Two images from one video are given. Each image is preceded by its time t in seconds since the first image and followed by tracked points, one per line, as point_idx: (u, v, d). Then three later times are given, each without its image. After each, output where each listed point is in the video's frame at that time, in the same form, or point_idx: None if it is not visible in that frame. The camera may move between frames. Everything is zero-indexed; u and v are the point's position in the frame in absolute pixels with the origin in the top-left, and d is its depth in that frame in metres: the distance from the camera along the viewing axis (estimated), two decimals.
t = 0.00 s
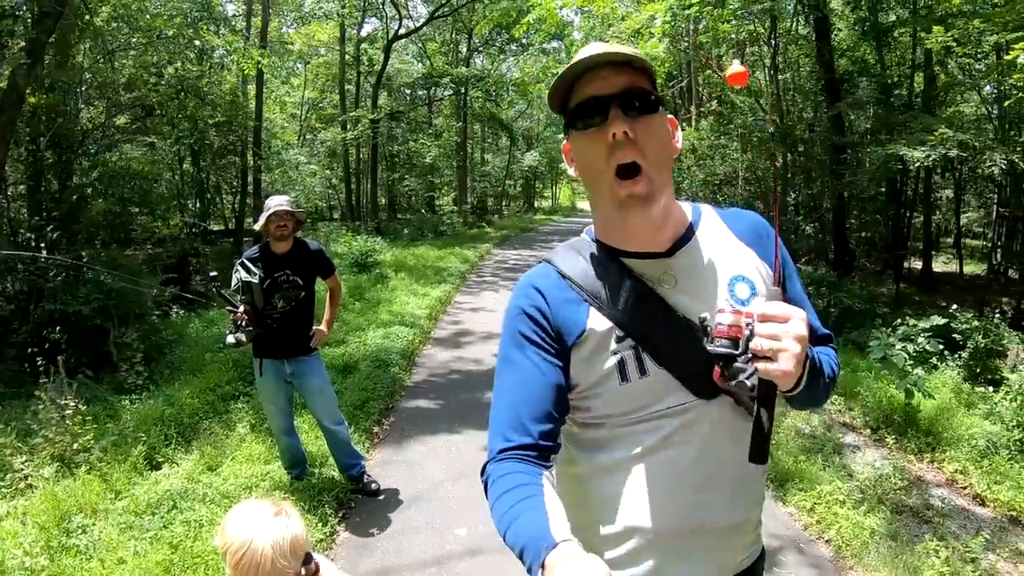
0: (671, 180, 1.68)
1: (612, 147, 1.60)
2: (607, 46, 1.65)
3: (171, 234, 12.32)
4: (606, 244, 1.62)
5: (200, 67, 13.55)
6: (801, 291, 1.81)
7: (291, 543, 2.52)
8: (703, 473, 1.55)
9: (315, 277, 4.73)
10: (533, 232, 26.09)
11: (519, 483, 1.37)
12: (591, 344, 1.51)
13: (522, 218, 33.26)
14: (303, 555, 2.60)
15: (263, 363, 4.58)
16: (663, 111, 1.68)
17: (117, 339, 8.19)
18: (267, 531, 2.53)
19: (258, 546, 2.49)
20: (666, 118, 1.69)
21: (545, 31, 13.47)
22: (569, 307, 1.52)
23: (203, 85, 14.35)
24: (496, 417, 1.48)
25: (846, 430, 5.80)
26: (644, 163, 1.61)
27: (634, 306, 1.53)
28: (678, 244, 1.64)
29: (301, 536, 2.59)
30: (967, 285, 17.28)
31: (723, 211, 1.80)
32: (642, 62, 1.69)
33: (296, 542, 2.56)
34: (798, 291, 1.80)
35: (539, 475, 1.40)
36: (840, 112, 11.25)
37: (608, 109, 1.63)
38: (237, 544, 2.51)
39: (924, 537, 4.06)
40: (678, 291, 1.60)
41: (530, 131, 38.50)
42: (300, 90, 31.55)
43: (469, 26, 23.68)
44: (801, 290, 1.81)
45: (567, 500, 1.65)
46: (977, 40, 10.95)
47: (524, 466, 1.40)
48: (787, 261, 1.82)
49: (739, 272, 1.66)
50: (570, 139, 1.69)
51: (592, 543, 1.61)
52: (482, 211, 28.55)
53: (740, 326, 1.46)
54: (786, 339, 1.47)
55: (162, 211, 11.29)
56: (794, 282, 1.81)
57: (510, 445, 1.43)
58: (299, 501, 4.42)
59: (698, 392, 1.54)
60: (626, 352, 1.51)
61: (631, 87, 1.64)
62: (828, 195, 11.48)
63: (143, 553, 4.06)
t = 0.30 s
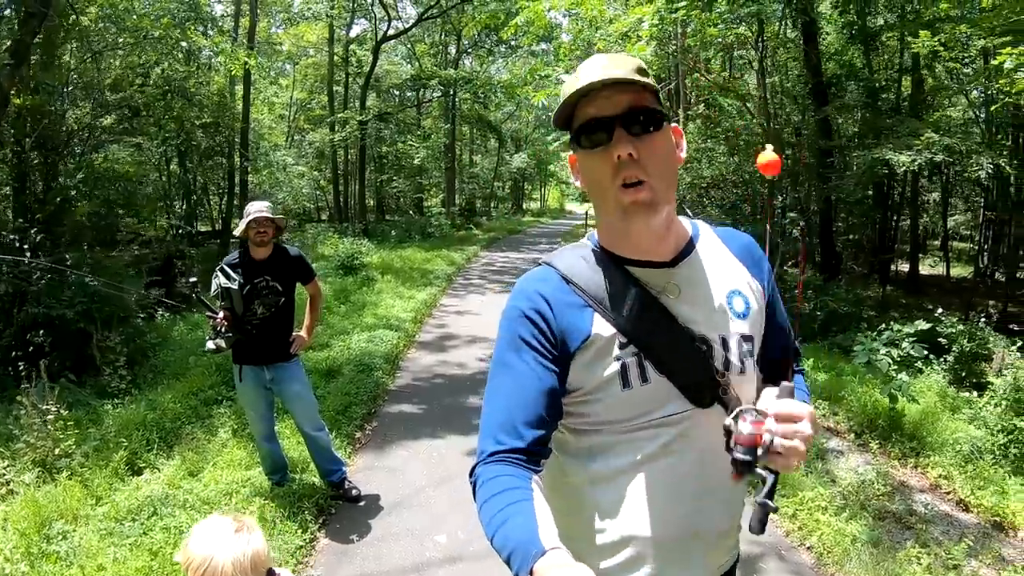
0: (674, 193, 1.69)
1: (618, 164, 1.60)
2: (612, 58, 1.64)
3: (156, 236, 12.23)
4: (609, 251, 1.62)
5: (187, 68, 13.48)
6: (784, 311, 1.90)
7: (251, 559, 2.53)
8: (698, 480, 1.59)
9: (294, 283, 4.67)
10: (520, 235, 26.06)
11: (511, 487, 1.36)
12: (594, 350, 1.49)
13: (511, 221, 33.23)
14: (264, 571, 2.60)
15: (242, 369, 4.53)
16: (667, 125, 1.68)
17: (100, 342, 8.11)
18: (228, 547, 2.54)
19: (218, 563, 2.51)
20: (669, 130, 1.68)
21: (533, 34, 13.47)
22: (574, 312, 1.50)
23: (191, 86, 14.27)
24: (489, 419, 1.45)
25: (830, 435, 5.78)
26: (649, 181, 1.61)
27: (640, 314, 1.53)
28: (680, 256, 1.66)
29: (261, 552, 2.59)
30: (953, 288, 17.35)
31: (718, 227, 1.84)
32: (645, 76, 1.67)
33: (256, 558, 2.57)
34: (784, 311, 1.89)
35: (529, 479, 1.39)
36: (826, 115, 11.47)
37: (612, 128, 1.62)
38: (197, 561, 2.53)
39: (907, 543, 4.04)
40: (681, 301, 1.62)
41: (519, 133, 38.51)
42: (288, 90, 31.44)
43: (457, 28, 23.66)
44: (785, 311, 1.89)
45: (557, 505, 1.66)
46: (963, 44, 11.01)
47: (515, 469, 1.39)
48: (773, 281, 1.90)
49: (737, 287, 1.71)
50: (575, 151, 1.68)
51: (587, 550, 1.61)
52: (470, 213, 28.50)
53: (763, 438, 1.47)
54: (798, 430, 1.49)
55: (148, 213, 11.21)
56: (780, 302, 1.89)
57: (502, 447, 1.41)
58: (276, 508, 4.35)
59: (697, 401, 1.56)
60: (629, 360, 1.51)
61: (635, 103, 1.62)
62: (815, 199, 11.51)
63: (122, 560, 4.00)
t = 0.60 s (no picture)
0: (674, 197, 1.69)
1: (621, 172, 1.60)
2: (614, 66, 1.62)
3: (144, 238, 12.15)
4: (611, 251, 1.60)
5: (176, 69, 13.39)
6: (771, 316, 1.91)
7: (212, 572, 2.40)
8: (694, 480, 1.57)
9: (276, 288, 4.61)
10: (512, 236, 25.99)
11: (509, 486, 1.32)
12: (596, 349, 1.46)
13: (503, 222, 33.17)
14: None
15: (223, 374, 4.46)
16: (668, 128, 1.66)
17: (86, 346, 8.02)
18: (186, 560, 2.40)
19: None
20: (670, 135, 1.68)
21: (523, 34, 13.43)
22: (577, 311, 1.46)
23: (180, 87, 14.20)
24: (488, 415, 1.41)
25: (819, 437, 5.74)
26: (653, 188, 1.63)
27: (642, 314, 1.51)
28: (680, 258, 1.66)
29: (222, 564, 2.47)
30: (944, 286, 17.39)
31: (715, 232, 1.84)
32: (648, 83, 1.65)
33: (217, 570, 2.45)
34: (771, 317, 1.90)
35: (527, 478, 1.34)
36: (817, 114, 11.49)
37: (615, 135, 1.62)
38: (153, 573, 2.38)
39: (896, 547, 3.99)
40: (682, 301, 1.60)
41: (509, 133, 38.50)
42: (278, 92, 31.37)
43: (447, 28, 23.61)
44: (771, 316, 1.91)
45: (552, 504, 1.60)
46: (953, 44, 11.01)
47: (514, 467, 1.34)
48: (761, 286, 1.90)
49: (734, 290, 1.70)
50: (578, 157, 1.67)
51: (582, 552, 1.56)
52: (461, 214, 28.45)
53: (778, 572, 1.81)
54: (794, 550, 1.80)
55: (136, 216, 11.11)
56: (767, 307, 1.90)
57: (501, 446, 1.36)
58: (257, 514, 4.29)
59: (695, 402, 1.55)
60: (631, 359, 1.48)
61: (637, 110, 1.61)
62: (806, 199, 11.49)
63: (102, 567, 3.94)
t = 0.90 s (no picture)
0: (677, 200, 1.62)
1: (621, 170, 1.54)
2: (618, 66, 1.57)
3: (129, 239, 12.03)
4: (610, 250, 1.53)
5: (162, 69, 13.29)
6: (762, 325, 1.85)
7: None
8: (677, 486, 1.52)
9: (252, 290, 4.52)
10: (501, 238, 25.94)
11: (508, 478, 1.26)
12: (590, 345, 1.41)
13: (491, 223, 33.13)
14: None
15: (198, 378, 4.36)
16: (672, 129, 1.60)
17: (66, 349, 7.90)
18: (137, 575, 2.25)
19: None
20: (674, 135, 1.62)
21: (511, 35, 13.38)
22: (573, 306, 1.42)
23: (166, 87, 14.08)
24: (484, 407, 1.36)
25: (806, 440, 5.69)
26: (654, 187, 1.55)
27: (639, 311, 1.45)
28: (680, 260, 1.59)
29: None
30: (933, 287, 17.41)
31: (714, 239, 1.77)
32: (652, 82, 1.59)
33: None
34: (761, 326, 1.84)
35: (526, 472, 1.29)
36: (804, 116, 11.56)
37: (617, 133, 1.55)
38: None
39: (885, 552, 3.92)
40: (677, 303, 1.54)
41: (498, 134, 38.45)
42: (267, 92, 31.23)
43: (435, 29, 23.56)
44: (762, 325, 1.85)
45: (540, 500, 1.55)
46: (942, 44, 11.02)
47: (511, 459, 1.29)
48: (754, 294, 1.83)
49: (728, 296, 1.64)
50: (581, 156, 1.61)
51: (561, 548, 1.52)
52: (450, 215, 28.38)
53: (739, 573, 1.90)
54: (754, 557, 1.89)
55: (121, 217, 10.99)
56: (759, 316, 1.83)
57: (498, 438, 1.31)
58: (233, 521, 4.29)
59: (683, 405, 1.49)
60: (623, 358, 1.43)
61: (640, 109, 1.55)
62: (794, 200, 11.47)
63: None
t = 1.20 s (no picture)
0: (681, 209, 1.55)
1: (625, 174, 1.46)
2: (629, 69, 1.50)
3: (111, 239, 11.88)
4: (606, 254, 1.46)
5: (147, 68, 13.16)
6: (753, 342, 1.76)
7: None
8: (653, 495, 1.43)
9: (227, 292, 4.43)
10: (487, 241, 25.87)
11: (505, 472, 1.23)
12: (580, 344, 1.35)
13: (478, 226, 33.09)
14: None
15: (171, 382, 4.27)
16: (678, 136, 1.53)
17: (44, 351, 7.75)
18: None
19: None
20: (681, 143, 1.55)
21: (499, 37, 13.33)
22: (566, 303, 1.37)
23: (151, 86, 13.95)
24: (482, 401, 1.33)
25: (792, 446, 5.65)
26: (658, 193, 1.48)
27: (629, 313, 1.39)
28: (677, 269, 1.51)
29: None
30: (919, 292, 17.46)
31: (714, 252, 1.69)
32: (660, 87, 1.52)
33: None
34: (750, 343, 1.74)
35: (523, 467, 1.26)
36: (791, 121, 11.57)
37: (624, 136, 1.48)
38: None
39: (872, 562, 3.86)
40: (667, 310, 1.46)
41: (486, 137, 38.44)
42: (253, 92, 31.07)
43: (423, 31, 23.53)
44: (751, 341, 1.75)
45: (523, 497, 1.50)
46: (930, 50, 11.08)
47: (507, 455, 1.26)
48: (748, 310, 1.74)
49: (721, 309, 1.55)
50: (587, 159, 1.53)
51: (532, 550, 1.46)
52: (437, 218, 28.30)
53: None
54: None
55: (104, 216, 10.84)
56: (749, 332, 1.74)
57: (495, 432, 1.28)
58: (207, 529, 4.17)
59: (664, 412, 1.41)
60: (611, 360, 1.36)
61: (648, 113, 1.48)
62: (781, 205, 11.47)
63: None
